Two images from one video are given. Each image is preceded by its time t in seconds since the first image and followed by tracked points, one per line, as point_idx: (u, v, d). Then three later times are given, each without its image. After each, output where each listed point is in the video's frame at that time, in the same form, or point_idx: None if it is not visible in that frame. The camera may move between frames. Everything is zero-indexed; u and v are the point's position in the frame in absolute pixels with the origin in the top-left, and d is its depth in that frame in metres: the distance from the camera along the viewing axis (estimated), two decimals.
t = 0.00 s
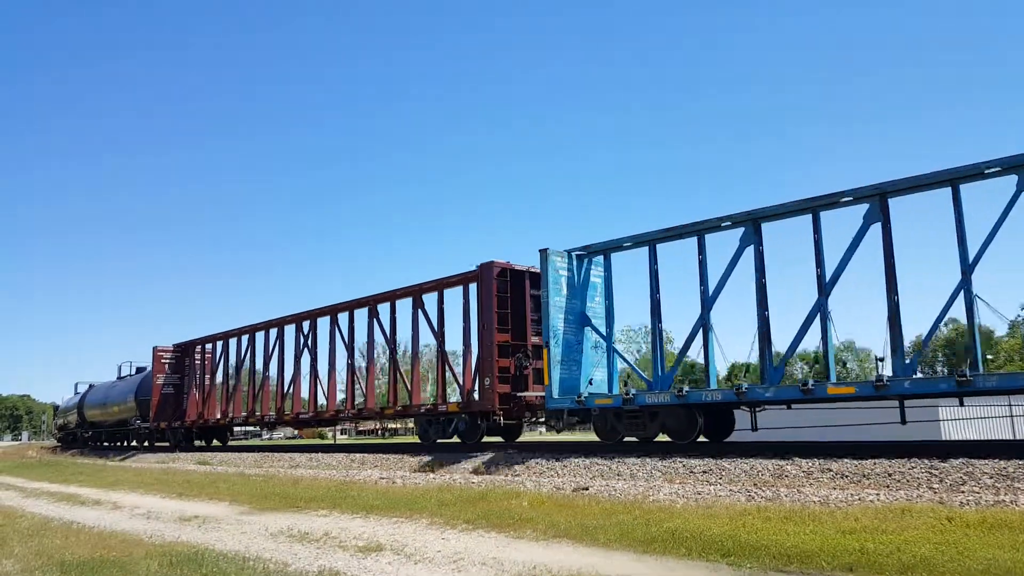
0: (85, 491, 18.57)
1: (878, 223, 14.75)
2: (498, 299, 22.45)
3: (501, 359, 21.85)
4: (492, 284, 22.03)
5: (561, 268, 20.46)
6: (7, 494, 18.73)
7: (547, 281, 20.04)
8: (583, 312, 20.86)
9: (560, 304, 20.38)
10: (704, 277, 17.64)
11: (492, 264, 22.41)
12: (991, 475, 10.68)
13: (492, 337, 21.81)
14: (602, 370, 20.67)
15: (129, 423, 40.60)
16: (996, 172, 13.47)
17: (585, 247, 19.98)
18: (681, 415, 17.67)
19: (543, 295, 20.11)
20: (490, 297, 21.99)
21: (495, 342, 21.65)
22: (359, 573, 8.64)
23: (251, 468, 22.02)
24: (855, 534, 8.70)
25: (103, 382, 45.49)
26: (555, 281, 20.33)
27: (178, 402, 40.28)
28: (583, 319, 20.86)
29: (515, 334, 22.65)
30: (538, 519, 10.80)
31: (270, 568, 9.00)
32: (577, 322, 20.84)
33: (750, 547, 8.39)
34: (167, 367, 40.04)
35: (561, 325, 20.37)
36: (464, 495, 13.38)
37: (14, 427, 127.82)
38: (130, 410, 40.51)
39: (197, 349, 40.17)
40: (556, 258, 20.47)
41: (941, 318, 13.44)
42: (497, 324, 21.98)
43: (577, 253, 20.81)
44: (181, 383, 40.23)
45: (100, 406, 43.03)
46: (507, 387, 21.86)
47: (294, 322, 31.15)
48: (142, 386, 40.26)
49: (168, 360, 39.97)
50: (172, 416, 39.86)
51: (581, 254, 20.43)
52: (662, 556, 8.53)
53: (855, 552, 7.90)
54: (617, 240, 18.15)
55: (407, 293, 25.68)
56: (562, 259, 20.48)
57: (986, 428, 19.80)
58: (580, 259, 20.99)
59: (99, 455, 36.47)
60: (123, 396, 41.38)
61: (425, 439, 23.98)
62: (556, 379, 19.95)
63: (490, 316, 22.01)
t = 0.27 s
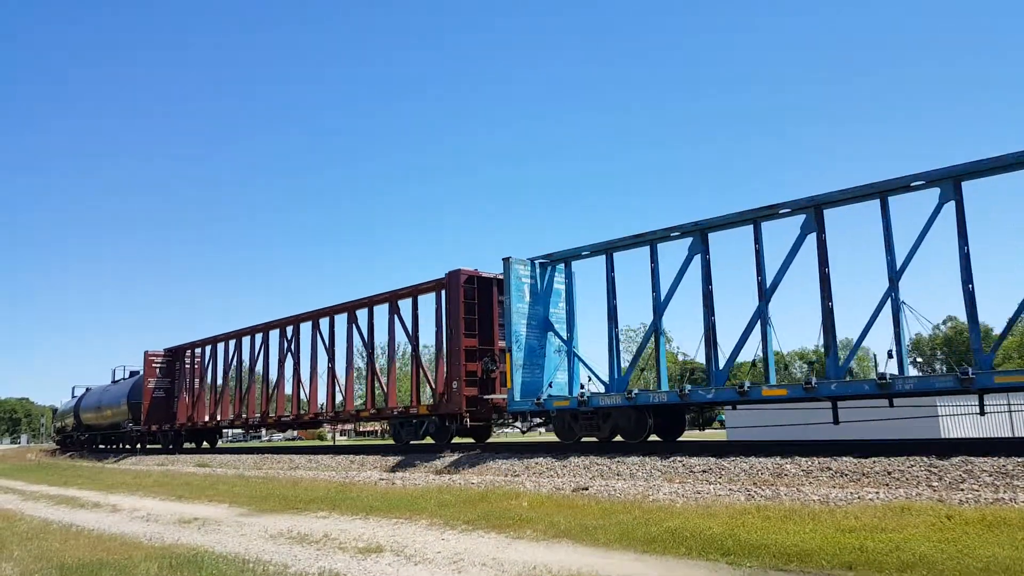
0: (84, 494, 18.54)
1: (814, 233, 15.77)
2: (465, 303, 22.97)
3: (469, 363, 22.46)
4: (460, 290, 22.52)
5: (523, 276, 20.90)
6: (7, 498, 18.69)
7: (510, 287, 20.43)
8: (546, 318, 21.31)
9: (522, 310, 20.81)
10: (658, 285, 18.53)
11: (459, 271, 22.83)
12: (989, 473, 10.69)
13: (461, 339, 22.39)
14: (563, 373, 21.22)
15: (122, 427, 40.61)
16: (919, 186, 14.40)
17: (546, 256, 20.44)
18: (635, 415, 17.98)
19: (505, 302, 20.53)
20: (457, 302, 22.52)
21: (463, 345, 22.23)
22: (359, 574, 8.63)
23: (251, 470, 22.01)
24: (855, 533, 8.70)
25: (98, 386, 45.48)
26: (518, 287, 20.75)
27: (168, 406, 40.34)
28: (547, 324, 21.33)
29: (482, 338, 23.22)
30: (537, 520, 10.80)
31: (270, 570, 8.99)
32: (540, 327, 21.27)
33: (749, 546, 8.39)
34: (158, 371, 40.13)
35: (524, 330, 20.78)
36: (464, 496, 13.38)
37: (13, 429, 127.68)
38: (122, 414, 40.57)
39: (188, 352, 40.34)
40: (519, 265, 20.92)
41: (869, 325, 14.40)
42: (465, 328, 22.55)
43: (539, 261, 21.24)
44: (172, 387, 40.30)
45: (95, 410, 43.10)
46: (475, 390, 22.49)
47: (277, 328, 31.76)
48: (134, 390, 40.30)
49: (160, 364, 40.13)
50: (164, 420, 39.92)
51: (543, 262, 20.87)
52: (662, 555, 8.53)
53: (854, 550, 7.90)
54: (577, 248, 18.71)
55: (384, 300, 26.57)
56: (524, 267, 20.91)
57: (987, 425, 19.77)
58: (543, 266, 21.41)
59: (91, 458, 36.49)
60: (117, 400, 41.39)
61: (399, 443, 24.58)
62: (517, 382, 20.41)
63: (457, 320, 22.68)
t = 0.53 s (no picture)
0: (82, 496, 18.49)
1: (754, 244, 16.91)
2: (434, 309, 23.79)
3: (438, 367, 23.19)
4: (429, 297, 23.40)
5: (488, 284, 22.13)
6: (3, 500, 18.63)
7: (475, 295, 21.70)
8: (511, 324, 22.53)
9: (487, 316, 22.04)
10: (614, 292, 19.72)
11: (428, 279, 23.78)
12: (986, 473, 10.71)
13: (429, 345, 23.16)
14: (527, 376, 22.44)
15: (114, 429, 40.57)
16: (851, 201, 15.37)
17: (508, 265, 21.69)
18: (587, 417, 19.54)
19: (471, 309, 21.77)
20: (426, 308, 23.37)
21: (431, 351, 23.00)
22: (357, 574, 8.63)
23: (248, 472, 21.97)
24: (852, 533, 8.71)
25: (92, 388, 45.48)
26: (482, 295, 21.99)
27: (159, 409, 40.35)
28: (512, 330, 22.54)
29: (450, 342, 23.94)
30: (535, 520, 10.82)
31: (268, 572, 8.98)
32: (505, 332, 22.50)
33: (747, 547, 8.40)
34: (148, 374, 40.17)
35: (488, 336, 22.03)
36: (462, 497, 13.38)
37: (9, 431, 127.43)
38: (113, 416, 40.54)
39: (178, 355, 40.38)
40: (484, 274, 22.16)
41: (801, 332, 15.37)
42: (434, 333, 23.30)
43: (504, 270, 22.47)
44: (162, 390, 40.34)
45: (87, 412, 43.13)
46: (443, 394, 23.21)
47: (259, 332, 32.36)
48: (125, 393, 40.29)
49: (150, 367, 40.20)
50: (154, 423, 39.93)
51: (507, 271, 22.10)
52: (661, 556, 8.53)
53: (852, 551, 7.91)
54: (537, 258, 19.90)
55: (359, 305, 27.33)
56: (489, 276, 22.14)
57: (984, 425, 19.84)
58: (508, 275, 22.63)
59: (81, 460, 36.47)
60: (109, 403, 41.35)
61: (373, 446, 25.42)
62: (481, 387, 21.68)
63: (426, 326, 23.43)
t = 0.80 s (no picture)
0: (78, 499, 18.43)
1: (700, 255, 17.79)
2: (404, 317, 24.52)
3: (408, 371, 23.92)
4: (399, 304, 24.19)
5: (456, 291, 22.87)
6: None
7: (441, 302, 22.37)
8: (477, 330, 23.26)
9: (454, 323, 22.72)
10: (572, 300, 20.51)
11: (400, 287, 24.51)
12: (984, 473, 10.71)
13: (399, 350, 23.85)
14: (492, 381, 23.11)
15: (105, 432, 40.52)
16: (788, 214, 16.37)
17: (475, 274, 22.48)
18: (546, 420, 20.20)
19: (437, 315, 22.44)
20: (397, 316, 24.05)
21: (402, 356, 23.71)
22: None
23: (245, 474, 21.93)
24: (850, 534, 8.70)
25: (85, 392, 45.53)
26: (450, 302, 22.69)
27: (149, 413, 40.33)
28: (478, 336, 23.27)
29: (421, 349, 24.73)
30: (533, 522, 10.80)
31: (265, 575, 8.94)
32: (471, 338, 23.19)
33: (745, 548, 8.38)
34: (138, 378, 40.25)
35: (455, 342, 22.71)
36: (460, 499, 13.36)
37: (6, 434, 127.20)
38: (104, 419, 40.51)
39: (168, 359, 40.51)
40: (452, 282, 22.89)
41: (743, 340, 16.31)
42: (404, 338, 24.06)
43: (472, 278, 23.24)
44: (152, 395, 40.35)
45: (79, 415, 43.20)
46: (413, 397, 23.93)
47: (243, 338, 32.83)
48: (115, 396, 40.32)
49: (140, 371, 40.31)
50: (143, 426, 39.94)
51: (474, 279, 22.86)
52: (659, 557, 8.51)
53: (850, 552, 7.90)
54: (499, 267, 20.73)
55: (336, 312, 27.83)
56: (457, 284, 22.87)
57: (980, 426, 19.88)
58: (476, 282, 23.41)
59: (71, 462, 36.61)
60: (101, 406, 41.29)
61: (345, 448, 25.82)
62: (448, 391, 22.32)
63: (397, 332, 24.07)
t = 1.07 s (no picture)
0: (76, 501, 18.41)
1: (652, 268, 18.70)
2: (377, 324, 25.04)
3: (381, 377, 24.42)
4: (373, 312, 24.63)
5: (425, 300, 23.91)
6: None
7: (411, 310, 23.48)
8: (448, 337, 24.21)
9: (424, 331, 23.72)
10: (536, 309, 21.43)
11: (374, 295, 25.04)
12: (983, 477, 10.70)
13: (372, 356, 24.40)
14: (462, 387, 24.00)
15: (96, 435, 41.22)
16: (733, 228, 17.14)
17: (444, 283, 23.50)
18: (507, 425, 21.33)
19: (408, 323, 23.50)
20: (370, 324, 24.53)
21: (374, 362, 24.23)
22: None
23: (244, 477, 21.92)
24: (848, 538, 8.67)
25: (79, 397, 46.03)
26: (420, 311, 23.75)
27: (140, 416, 41.15)
28: (448, 343, 24.19)
29: (393, 355, 25.24)
30: (531, 526, 10.79)
31: None
32: (442, 346, 24.18)
33: (743, 552, 8.36)
34: (129, 383, 41.06)
35: (425, 349, 23.67)
36: (458, 502, 13.36)
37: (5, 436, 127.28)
38: (96, 423, 41.23)
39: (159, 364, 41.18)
40: (422, 291, 23.94)
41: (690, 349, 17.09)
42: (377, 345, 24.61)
43: (442, 287, 24.27)
44: (143, 399, 41.08)
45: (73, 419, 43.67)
46: (385, 402, 24.45)
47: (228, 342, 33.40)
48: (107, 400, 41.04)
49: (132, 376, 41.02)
50: (134, 429, 40.69)
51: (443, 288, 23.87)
52: (656, 561, 8.50)
53: (848, 556, 7.88)
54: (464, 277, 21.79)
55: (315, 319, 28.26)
56: (427, 293, 23.93)
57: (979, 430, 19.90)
58: (447, 291, 24.42)
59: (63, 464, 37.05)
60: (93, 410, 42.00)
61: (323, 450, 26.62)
62: (417, 397, 23.27)
63: (371, 339, 24.61)
